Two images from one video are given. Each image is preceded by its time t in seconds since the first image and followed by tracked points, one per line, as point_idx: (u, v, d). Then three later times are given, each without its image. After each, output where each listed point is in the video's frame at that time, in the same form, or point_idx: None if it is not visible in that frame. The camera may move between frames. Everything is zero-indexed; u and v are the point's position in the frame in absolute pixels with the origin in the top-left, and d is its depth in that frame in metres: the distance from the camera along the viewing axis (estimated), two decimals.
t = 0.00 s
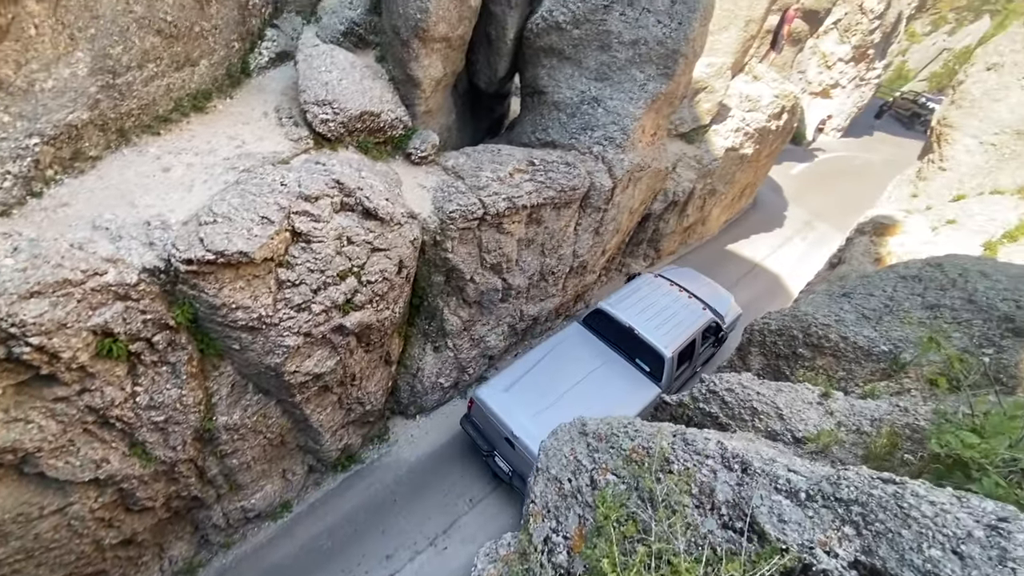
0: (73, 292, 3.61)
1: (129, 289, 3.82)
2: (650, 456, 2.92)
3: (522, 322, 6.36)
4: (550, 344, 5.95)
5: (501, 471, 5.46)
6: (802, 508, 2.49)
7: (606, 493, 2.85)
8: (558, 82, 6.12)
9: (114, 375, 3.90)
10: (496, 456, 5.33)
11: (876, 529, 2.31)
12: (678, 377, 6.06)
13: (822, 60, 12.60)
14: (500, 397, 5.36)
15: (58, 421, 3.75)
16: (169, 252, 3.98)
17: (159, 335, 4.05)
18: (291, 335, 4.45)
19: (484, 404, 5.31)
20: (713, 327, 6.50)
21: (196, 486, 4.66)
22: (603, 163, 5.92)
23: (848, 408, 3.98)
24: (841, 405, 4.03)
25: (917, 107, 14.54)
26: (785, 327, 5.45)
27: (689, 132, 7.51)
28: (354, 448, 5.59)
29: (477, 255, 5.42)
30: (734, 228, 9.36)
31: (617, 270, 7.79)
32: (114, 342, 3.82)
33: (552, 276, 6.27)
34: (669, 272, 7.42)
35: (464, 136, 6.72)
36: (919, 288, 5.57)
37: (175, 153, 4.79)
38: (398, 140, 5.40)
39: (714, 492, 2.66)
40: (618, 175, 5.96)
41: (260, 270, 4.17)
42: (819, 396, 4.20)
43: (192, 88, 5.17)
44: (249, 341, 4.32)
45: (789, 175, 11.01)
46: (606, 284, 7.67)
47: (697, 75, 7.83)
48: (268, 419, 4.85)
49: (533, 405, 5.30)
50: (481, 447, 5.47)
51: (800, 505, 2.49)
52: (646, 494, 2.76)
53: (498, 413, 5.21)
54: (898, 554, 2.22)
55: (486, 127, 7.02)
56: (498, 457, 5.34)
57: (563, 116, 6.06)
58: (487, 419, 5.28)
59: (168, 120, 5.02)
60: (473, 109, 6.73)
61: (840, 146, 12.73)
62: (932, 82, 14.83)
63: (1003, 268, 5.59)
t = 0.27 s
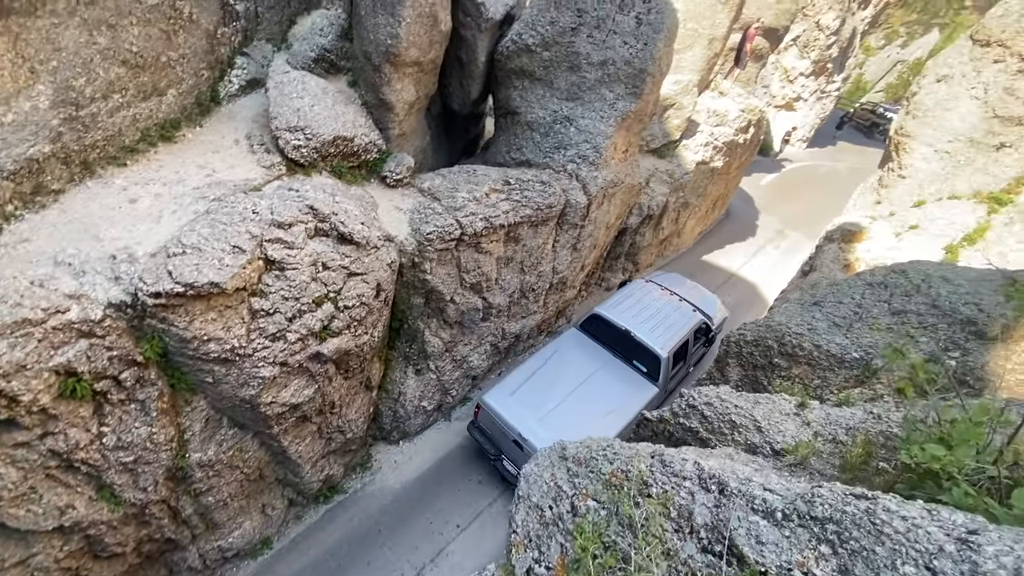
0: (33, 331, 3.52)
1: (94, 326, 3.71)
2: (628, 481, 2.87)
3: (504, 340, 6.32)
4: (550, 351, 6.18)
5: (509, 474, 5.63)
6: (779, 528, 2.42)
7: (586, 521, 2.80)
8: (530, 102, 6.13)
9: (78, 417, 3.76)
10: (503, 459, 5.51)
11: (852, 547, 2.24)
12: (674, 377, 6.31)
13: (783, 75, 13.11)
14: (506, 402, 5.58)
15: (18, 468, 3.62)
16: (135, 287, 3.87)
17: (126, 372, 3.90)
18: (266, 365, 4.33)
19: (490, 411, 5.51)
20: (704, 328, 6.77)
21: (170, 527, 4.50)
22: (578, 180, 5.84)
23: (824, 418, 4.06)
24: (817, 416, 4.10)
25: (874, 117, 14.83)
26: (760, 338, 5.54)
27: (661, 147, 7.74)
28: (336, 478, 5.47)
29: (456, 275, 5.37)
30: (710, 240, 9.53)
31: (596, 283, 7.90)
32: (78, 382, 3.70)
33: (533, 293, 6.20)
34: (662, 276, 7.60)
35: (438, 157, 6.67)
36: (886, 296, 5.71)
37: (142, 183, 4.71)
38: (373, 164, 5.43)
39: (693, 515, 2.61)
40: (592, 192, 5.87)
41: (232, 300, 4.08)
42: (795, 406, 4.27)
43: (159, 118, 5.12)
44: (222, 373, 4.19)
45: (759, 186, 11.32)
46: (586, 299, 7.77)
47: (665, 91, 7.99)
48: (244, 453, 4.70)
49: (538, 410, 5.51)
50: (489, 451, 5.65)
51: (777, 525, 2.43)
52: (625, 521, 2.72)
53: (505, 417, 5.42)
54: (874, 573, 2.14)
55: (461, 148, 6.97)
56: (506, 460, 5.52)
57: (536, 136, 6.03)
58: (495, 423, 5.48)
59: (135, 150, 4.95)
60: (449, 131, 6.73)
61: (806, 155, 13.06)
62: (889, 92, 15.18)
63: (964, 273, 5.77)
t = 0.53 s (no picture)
0: None
1: (58, 366, 3.62)
2: (608, 510, 2.89)
3: (488, 361, 6.28)
4: (549, 356, 6.37)
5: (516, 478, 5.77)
6: (757, 553, 2.40)
7: (568, 551, 2.81)
8: (506, 124, 6.15)
9: (42, 461, 3.67)
10: (510, 463, 5.66)
11: (828, 570, 2.22)
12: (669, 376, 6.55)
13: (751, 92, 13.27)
14: (510, 408, 5.74)
15: None
16: (102, 323, 3.75)
17: (92, 413, 3.77)
18: (242, 398, 4.20)
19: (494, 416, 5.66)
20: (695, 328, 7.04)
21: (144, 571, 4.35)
22: (555, 199, 5.88)
23: (802, 431, 4.06)
24: (794, 429, 4.10)
25: (838, 129, 15.14)
26: (737, 351, 5.60)
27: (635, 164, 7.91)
28: (319, 510, 5.34)
29: (436, 297, 5.34)
30: (689, 251, 9.70)
31: (578, 299, 7.98)
32: (41, 425, 3.60)
33: (515, 312, 6.18)
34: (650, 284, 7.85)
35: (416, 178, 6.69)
36: (855, 306, 5.85)
37: (109, 216, 4.60)
38: (349, 188, 5.40)
39: (672, 542, 2.60)
40: (570, 210, 5.87)
41: (205, 333, 3.95)
42: (773, 420, 4.29)
43: (128, 149, 5.04)
44: (196, 409, 4.06)
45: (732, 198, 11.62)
46: (568, 315, 7.84)
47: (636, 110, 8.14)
48: (222, 489, 4.56)
49: (540, 413, 5.68)
50: (495, 455, 5.80)
51: (755, 550, 2.42)
52: (605, 550, 2.72)
53: (511, 422, 5.58)
54: None
55: (439, 169, 7.00)
56: (513, 464, 5.67)
57: (512, 157, 6.09)
58: (501, 429, 5.63)
59: (102, 182, 4.84)
60: (426, 153, 6.73)
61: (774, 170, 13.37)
62: (850, 105, 15.70)
63: (928, 281, 5.95)
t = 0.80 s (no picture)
0: None
1: (24, 407, 3.48)
2: (591, 538, 2.86)
3: (473, 381, 6.25)
4: (548, 363, 6.55)
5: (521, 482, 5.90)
6: None
7: None
8: (484, 145, 5.92)
9: (7, 508, 3.52)
10: (516, 468, 5.79)
11: None
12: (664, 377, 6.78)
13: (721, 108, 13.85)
14: (514, 413, 5.89)
15: None
16: (70, 361, 3.63)
17: (60, 455, 3.65)
18: (219, 433, 4.11)
19: (499, 423, 5.80)
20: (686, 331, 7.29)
21: None
22: (536, 218, 5.78)
23: (785, 444, 4.09)
24: (777, 442, 4.12)
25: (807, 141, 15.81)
26: (718, 365, 5.65)
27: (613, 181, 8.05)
28: (303, 543, 5.23)
29: (419, 319, 5.31)
30: (669, 265, 9.85)
31: (562, 315, 8.06)
32: (7, 471, 3.46)
33: (498, 331, 6.16)
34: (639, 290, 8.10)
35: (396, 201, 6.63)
36: (829, 317, 5.93)
37: (79, 250, 4.50)
38: (328, 214, 5.40)
39: (656, 569, 2.60)
40: (550, 228, 5.81)
41: (179, 366, 3.85)
42: (756, 434, 4.29)
43: (99, 180, 4.95)
44: (171, 446, 3.96)
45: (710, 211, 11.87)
46: (553, 332, 7.90)
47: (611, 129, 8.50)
48: (199, 528, 4.49)
49: (543, 419, 5.84)
50: (501, 461, 5.93)
51: None
52: None
53: (515, 427, 5.73)
54: None
55: (419, 190, 6.96)
56: (518, 469, 5.80)
57: (491, 177, 5.87)
58: (506, 435, 5.78)
59: (72, 215, 4.75)
60: (404, 174, 6.63)
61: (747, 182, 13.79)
62: (818, 118, 17.43)
63: (901, 290, 6.06)
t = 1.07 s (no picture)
0: None
1: None
2: (578, 567, 2.83)
3: (460, 403, 6.20)
4: (548, 370, 6.69)
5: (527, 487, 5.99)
6: None
7: None
8: (465, 166, 5.95)
9: None
10: (521, 472, 5.88)
11: None
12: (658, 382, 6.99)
13: (696, 124, 14.40)
14: (518, 418, 6.00)
15: None
16: (39, 400, 3.52)
17: (30, 499, 3.53)
18: (198, 468, 4.00)
19: (505, 428, 5.89)
20: (676, 338, 7.56)
21: None
22: (519, 236, 5.78)
23: (770, 458, 4.11)
24: (762, 457, 4.14)
25: (780, 154, 16.95)
26: (702, 380, 5.68)
27: (592, 199, 8.16)
28: None
29: (404, 342, 5.28)
30: (651, 280, 9.98)
31: (549, 332, 8.11)
32: None
33: (484, 351, 6.13)
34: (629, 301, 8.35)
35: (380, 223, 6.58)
36: (809, 327, 6.01)
37: (51, 284, 4.39)
38: (309, 239, 5.38)
39: None
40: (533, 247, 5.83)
41: (156, 400, 3.76)
42: (742, 449, 4.27)
43: (72, 213, 4.86)
44: (148, 484, 3.85)
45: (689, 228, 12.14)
46: (541, 349, 7.93)
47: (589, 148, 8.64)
48: (178, 567, 4.41)
49: (547, 422, 5.96)
50: (506, 466, 6.01)
51: None
52: None
53: (520, 431, 5.83)
54: None
55: (403, 212, 6.93)
56: (524, 473, 5.88)
57: (473, 199, 5.90)
58: (511, 439, 5.87)
59: (43, 249, 4.64)
60: (387, 196, 6.61)
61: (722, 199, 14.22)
62: (788, 132, 19.49)
63: (876, 300, 6.16)
